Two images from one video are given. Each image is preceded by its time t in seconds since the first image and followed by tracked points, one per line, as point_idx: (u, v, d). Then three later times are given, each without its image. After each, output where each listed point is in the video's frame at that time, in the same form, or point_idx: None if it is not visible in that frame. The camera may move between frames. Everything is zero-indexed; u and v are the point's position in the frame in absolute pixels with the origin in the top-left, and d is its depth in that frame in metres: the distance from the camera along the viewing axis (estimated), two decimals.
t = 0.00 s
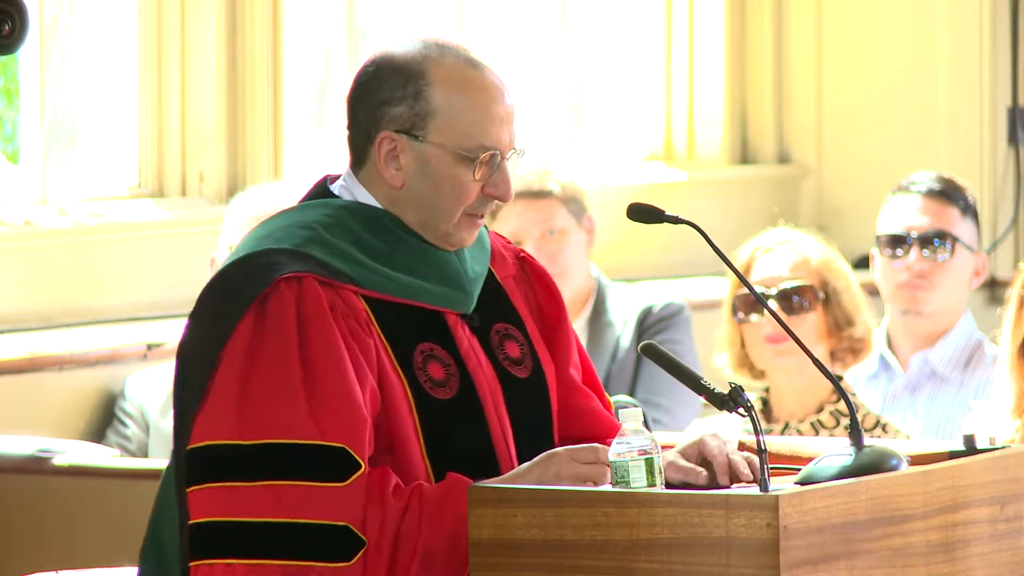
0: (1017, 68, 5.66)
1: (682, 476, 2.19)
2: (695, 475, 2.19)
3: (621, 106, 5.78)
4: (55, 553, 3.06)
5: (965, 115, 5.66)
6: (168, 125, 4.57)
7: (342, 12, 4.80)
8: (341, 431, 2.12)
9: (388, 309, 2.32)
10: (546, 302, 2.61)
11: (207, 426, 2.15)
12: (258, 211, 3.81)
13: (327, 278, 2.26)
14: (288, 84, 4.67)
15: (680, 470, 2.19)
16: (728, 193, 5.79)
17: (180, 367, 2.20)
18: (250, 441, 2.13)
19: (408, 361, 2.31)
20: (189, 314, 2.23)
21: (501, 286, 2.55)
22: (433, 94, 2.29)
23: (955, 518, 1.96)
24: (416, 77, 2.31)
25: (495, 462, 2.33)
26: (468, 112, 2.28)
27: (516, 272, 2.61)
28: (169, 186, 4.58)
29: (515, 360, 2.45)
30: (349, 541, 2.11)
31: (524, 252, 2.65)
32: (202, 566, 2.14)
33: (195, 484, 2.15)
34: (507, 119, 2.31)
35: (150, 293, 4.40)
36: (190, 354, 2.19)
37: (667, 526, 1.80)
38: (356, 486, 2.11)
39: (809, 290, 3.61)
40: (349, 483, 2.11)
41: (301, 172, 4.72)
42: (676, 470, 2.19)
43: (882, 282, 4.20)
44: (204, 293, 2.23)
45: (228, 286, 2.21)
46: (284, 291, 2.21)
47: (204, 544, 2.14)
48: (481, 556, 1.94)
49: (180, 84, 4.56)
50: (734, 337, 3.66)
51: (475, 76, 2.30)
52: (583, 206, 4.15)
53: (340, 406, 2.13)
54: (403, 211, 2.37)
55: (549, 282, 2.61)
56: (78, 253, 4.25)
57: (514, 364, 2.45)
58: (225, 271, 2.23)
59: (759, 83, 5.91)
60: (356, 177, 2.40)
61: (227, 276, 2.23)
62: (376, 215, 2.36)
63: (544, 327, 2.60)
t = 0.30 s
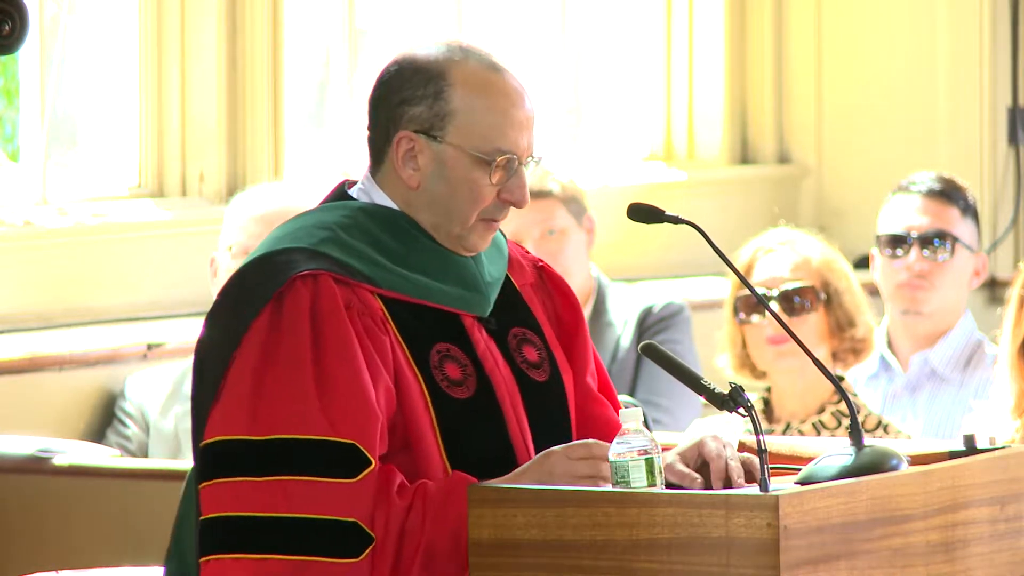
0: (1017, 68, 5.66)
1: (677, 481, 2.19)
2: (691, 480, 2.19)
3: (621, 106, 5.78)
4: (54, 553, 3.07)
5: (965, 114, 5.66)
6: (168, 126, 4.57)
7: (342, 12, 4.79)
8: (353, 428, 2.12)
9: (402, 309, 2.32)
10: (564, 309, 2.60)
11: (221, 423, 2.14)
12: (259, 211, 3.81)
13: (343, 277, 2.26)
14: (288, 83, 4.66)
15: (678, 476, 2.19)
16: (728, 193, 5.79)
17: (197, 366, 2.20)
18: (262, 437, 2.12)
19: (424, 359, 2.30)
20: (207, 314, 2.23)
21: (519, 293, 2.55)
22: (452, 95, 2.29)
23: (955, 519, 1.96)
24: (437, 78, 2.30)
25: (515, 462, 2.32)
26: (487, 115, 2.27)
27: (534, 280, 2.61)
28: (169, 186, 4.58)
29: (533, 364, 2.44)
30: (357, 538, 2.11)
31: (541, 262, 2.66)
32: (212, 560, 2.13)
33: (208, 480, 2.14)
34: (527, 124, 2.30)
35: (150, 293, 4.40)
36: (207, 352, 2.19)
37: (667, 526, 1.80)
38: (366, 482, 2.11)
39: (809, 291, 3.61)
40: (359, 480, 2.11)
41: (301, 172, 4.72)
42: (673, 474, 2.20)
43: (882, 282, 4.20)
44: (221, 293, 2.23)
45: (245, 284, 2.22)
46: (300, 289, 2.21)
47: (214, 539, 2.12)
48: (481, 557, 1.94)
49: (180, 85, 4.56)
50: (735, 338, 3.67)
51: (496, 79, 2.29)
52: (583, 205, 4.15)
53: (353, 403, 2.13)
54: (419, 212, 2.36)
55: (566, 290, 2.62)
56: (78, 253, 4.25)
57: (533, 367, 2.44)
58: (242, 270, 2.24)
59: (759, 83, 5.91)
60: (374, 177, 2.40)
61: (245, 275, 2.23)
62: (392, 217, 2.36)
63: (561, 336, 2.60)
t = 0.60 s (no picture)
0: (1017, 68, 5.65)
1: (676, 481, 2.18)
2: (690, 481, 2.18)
3: (621, 106, 5.79)
4: (54, 553, 3.08)
5: (965, 114, 5.66)
6: (168, 127, 4.57)
7: (342, 12, 4.79)
8: (373, 424, 2.13)
9: (419, 307, 2.32)
10: (574, 308, 2.61)
11: (240, 424, 2.15)
12: (259, 211, 3.82)
13: (359, 276, 2.27)
14: (288, 82, 4.66)
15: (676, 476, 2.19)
16: (727, 193, 5.79)
17: (213, 369, 2.21)
18: (283, 436, 2.13)
19: (442, 357, 2.30)
20: (221, 318, 2.24)
21: (530, 293, 2.55)
22: (457, 90, 2.29)
23: (955, 518, 1.96)
24: (441, 73, 2.31)
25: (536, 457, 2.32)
26: (491, 107, 2.27)
27: (543, 280, 2.61)
28: (169, 187, 4.58)
29: (547, 359, 2.45)
30: (382, 533, 2.12)
31: (549, 263, 2.66)
32: (233, 561, 2.14)
33: (229, 481, 2.15)
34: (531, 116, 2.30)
35: (150, 293, 4.40)
36: (223, 354, 2.20)
37: (667, 526, 1.81)
38: (387, 478, 2.12)
39: (809, 291, 3.61)
40: (381, 475, 2.12)
41: (301, 172, 4.72)
42: (671, 476, 2.18)
43: (881, 282, 4.20)
44: (236, 297, 2.23)
45: (259, 287, 2.22)
46: (314, 289, 2.21)
47: (238, 539, 2.13)
48: (481, 557, 1.94)
49: (180, 85, 4.56)
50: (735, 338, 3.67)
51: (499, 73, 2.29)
52: (584, 205, 4.15)
53: (373, 399, 2.14)
54: (426, 209, 2.36)
55: (575, 290, 2.62)
56: (78, 253, 4.25)
57: (548, 363, 2.44)
58: (257, 274, 2.24)
59: (759, 83, 5.92)
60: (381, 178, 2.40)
61: (260, 279, 2.23)
62: (406, 219, 2.36)
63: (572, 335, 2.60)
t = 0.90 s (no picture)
0: (1017, 68, 5.66)
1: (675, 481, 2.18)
2: (688, 481, 2.18)
3: (621, 105, 5.79)
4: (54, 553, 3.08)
5: (965, 114, 5.66)
6: (168, 127, 4.57)
7: (342, 12, 4.79)
8: (378, 419, 2.12)
9: (430, 305, 2.33)
10: (591, 315, 2.61)
11: (249, 417, 2.15)
12: (258, 211, 3.83)
13: (370, 273, 2.27)
14: (288, 82, 4.66)
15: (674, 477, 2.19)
16: (727, 193, 5.79)
17: (225, 364, 2.22)
18: (289, 430, 2.13)
19: (451, 355, 2.30)
20: (235, 312, 2.25)
21: (547, 295, 2.56)
22: (467, 87, 2.29)
23: (955, 518, 1.96)
24: (454, 70, 2.31)
25: (544, 459, 2.32)
26: (503, 104, 2.27)
27: (562, 283, 2.62)
28: (169, 187, 4.58)
29: (560, 362, 2.45)
30: (383, 528, 2.11)
31: (569, 266, 2.66)
32: (236, 554, 2.14)
33: (233, 474, 2.15)
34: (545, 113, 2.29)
35: (150, 293, 4.40)
36: (235, 348, 2.21)
37: (668, 526, 1.80)
38: (390, 474, 2.11)
39: (809, 291, 3.60)
40: (384, 470, 2.11)
41: (300, 172, 4.72)
42: (670, 477, 2.18)
43: (881, 283, 4.20)
44: (249, 291, 2.25)
45: (272, 281, 2.23)
46: (325, 284, 2.22)
47: (239, 531, 2.13)
48: (481, 557, 1.94)
49: (180, 84, 4.56)
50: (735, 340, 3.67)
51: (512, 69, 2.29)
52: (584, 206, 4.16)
53: (379, 396, 2.13)
54: (441, 206, 2.36)
55: (593, 294, 2.62)
56: (78, 253, 4.25)
57: (560, 366, 2.45)
58: (270, 269, 2.25)
59: (759, 83, 5.92)
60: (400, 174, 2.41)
61: (273, 274, 2.25)
62: (420, 215, 2.37)
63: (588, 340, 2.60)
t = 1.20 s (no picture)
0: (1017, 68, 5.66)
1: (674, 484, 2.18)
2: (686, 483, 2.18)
3: (621, 105, 5.79)
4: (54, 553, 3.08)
5: (966, 114, 5.66)
6: (168, 127, 4.57)
7: (342, 12, 4.79)
8: (378, 411, 2.13)
9: (436, 304, 2.33)
10: (616, 330, 2.59)
11: (253, 403, 2.16)
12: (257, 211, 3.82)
13: (378, 268, 2.28)
14: (288, 82, 4.66)
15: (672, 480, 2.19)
16: (727, 193, 5.79)
17: (236, 350, 2.23)
18: (291, 417, 2.14)
19: (453, 356, 2.31)
20: (248, 299, 2.27)
21: (570, 307, 2.55)
22: (481, 78, 2.31)
23: (955, 519, 1.96)
24: (468, 66, 2.34)
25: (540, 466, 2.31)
26: (515, 95, 2.28)
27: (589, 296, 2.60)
28: (169, 186, 4.58)
29: (572, 375, 2.43)
30: (376, 520, 2.11)
31: (601, 280, 2.64)
32: (233, 539, 2.13)
33: (234, 458, 2.15)
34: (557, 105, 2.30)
35: (149, 293, 4.40)
36: (244, 335, 2.23)
37: (668, 526, 1.80)
38: (387, 466, 2.12)
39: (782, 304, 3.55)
40: (381, 463, 2.11)
41: (300, 172, 4.73)
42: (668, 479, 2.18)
43: (882, 283, 4.19)
44: (263, 279, 2.27)
45: (284, 270, 2.26)
46: (333, 275, 2.23)
47: (235, 516, 2.13)
48: (481, 557, 1.94)
49: (180, 83, 4.56)
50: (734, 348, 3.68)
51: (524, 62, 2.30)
52: (584, 206, 4.16)
53: (380, 389, 2.14)
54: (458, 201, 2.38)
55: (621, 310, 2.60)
56: (78, 254, 4.25)
57: (571, 379, 2.43)
58: (283, 258, 2.28)
59: (759, 83, 5.92)
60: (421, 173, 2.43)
61: (285, 263, 2.27)
62: (441, 215, 2.39)
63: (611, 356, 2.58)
